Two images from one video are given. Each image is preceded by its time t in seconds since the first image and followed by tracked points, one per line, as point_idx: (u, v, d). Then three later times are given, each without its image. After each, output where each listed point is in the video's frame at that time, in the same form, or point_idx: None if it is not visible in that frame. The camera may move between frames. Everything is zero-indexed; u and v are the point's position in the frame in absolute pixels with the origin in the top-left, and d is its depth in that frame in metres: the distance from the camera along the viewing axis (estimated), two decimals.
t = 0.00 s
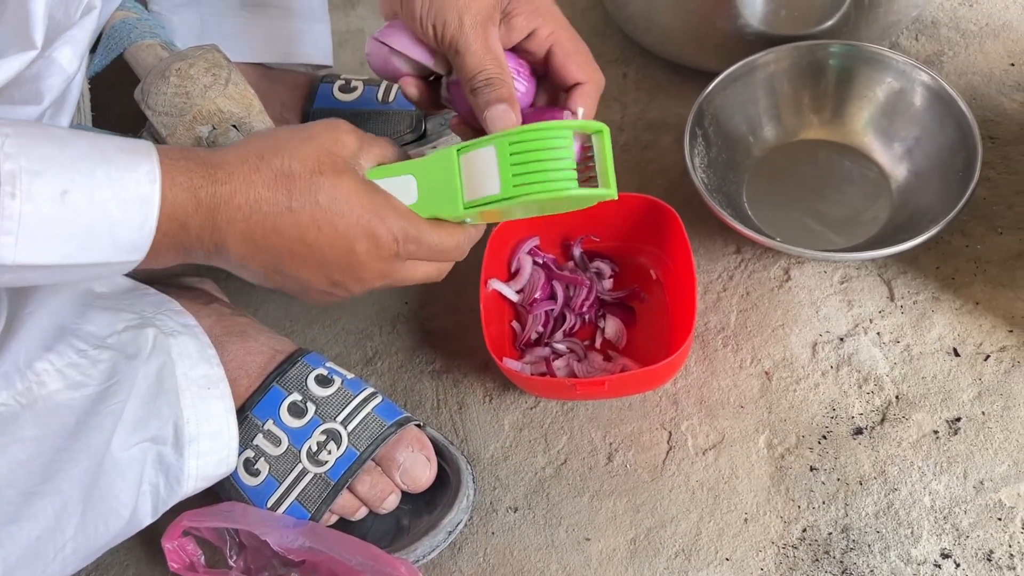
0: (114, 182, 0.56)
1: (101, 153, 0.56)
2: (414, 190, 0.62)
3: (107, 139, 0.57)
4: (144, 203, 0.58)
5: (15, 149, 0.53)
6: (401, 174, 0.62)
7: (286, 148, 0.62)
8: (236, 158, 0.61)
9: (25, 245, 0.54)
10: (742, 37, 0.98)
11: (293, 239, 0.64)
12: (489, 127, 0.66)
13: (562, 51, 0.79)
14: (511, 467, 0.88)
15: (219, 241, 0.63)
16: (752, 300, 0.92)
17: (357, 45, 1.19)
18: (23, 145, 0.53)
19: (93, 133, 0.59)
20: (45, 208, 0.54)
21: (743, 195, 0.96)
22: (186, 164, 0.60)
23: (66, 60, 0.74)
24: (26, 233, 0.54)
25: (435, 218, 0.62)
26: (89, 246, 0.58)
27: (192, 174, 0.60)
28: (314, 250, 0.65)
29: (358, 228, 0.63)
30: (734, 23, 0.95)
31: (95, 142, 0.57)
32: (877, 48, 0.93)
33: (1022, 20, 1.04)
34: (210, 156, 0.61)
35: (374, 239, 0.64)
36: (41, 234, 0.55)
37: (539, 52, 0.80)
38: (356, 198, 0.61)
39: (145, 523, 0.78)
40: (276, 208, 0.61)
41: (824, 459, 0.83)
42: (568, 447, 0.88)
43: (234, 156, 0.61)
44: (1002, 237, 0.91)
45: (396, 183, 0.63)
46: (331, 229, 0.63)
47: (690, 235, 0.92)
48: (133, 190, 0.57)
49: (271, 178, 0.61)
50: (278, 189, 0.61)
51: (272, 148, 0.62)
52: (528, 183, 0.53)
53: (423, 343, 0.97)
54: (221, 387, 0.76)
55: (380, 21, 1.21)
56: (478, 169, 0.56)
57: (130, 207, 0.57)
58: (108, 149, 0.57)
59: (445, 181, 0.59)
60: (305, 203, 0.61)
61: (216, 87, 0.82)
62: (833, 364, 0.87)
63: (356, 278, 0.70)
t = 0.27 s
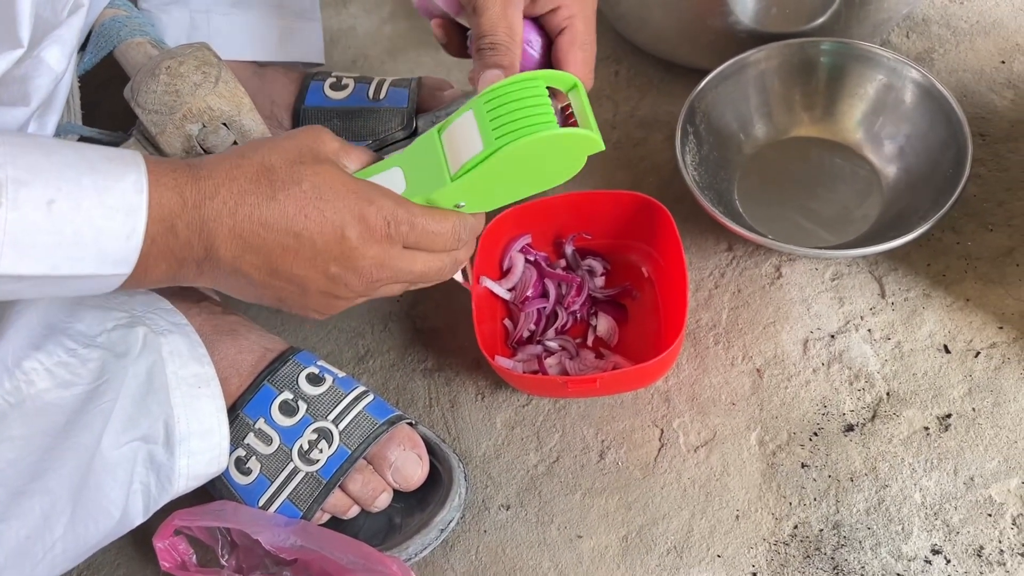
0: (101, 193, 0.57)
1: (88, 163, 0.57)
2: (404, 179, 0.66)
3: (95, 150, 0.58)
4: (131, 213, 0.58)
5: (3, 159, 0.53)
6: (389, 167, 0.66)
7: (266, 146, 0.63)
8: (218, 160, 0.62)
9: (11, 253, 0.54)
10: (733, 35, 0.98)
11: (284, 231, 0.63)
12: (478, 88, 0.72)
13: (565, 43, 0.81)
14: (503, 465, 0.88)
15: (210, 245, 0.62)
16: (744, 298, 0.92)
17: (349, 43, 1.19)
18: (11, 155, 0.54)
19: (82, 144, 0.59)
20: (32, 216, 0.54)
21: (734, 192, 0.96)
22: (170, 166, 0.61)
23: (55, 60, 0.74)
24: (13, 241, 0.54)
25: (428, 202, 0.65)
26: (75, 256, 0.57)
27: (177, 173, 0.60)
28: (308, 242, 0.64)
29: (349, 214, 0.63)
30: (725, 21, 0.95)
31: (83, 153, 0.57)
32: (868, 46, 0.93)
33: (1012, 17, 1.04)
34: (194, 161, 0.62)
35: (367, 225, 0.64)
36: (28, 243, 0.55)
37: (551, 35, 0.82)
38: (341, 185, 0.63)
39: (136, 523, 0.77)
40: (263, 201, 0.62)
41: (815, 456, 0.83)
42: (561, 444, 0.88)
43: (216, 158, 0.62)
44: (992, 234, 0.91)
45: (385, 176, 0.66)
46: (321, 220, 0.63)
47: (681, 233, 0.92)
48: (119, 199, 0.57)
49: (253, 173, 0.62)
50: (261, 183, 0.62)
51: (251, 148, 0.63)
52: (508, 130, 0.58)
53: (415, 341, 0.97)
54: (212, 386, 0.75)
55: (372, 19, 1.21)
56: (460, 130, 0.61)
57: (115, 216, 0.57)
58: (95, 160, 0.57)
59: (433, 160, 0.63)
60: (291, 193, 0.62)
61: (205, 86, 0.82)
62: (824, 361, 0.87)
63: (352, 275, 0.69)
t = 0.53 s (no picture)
0: (99, 201, 0.57)
1: (87, 170, 0.57)
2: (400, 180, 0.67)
3: (94, 156, 0.58)
4: (130, 222, 0.59)
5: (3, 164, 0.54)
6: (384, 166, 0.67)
7: (270, 151, 0.64)
8: (221, 164, 0.63)
9: (8, 261, 0.55)
10: (726, 31, 0.98)
11: (291, 240, 0.65)
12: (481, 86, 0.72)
13: (570, 45, 0.79)
14: (496, 460, 0.88)
15: (216, 253, 0.64)
16: (737, 293, 0.92)
17: (342, 38, 1.18)
18: (11, 161, 0.54)
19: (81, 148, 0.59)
20: (30, 224, 0.55)
21: (727, 188, 0.96)
22: (172, 174, 0.61)
23: (50, 56, 0.74)
24: (11, 249, 0.55)
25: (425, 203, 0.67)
26: (74, 263, 0.58)
27: (181, 182, 0.61)
28: (315, 248, 0.67)
29: (355, 221, 0.65)
30: (718, 16, 0.95)
31: (82, 159, 0.57)
32: (860, 41, 0.93)
33: (1004, 13, 1.05)
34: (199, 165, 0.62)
35: (372, 232, 0.66)
36: (26, 250, 0.56)
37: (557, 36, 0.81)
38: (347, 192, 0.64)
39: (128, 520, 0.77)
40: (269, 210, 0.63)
41: (807, 451, 0.83)
42: (554, 440, 0.88)
43: (219, 164, 0.63)
44: (984, 229, 0.91)
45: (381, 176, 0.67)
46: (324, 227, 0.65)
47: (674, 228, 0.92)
48: (118, 206, 0.58)
49: (259, 181, 0.63)
50: (266, 191, 0.63)
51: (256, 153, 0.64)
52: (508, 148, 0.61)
53: (409, 337, 0.97)
54: (205, 382, 0.76)
55: (365, 14, 1.20)
56: (458, 140, 0.63)
57: (115, 223, 0.58)
58: (94, 166, 0.57)
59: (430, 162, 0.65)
60: (300, 199, 0.63)
61: (198, 81, 0.82)
62: (816, 356, 0.88)
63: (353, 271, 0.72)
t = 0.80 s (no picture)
0: (96, 186, 0.57)
1: (86, 155, 0.57)
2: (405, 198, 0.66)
3: (93, 141, 0.58)
4: (127, 208, 0.58)
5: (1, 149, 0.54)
6: (392, 179, 0.66)
7: (280, 151, 0.64)
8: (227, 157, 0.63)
9: (5, 246, 0.56)
10: (716, 25, 0.98)
11: (286, 242, 0.65)
12: (511, 135, 0.70)
13: (593, 96, 0.82)
14: (487, 455, 0.88)
15: (209, 246, 0.64)
16: (727, 287, 0.92)
17: (331, 32, 1.18)
18: (9, 146, 0.54)
19: (81, 133, 0.59)
20: (26, 209, 0.55)
21: (717, 182, 0.96)
22: (173, 163, 0.61)
23: (43, 51, 0.73)
24: (8, 234, 0.55)
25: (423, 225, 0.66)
26: (71, 247, 0.58)
27: (183, 171, 0.60)
28: (308, 255, 0.67)
29: (353, 234, 0.65)
30: (708, 11, 0.95)
31: (81, 144, 0.57)
32: (851, 36, 0.93)
33: (992, 7, 1.05)
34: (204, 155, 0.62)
35: (369, 246, 0.66)
36: (22, 235, 0.56)
37: (577, 88, 0.83)
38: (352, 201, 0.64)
39: (117, 516, 0.77)
40: (270, 211, 0.63)
41: (797, 444, 0.84)
42: (545, 434, 0.88)
43: (225, 157, 0.62)
44: (972, 223, 0.91)
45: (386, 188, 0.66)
46: (322, 233, 0.65)
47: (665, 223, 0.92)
48: (116, 193, 0.58)
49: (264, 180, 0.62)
50: (269, 191, 0.62)
51: (265, 151, 0.64)
52: (533, 205, 0.61)
53: (399, 332, 0.97)
54: (195, 377, 0.75)
55: (354, 8, 1.20)
56: (480, 184, 0.62)
57: (112, 210, 0.58)
58: (92, 151, 0.57)
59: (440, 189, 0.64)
60: (302, 204, 0.63)
61: (185, 75, 0.81)
62: (806, 350, 0.88)
63: (342, 281, 0.72)
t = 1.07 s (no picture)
0: (68, 176, 0.59)
1: (60, 146, 0.59)
2: (393, 207, 0.68)
3: (70, 131, 0.61)
4: (98, 199, 0.61)
5: None
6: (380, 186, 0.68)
7: (272, 157, 0.66)
8: (215, 157, 0.65)
9: None
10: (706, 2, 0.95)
11: (264, 245, 0.69)
12: (513, 159, 0.72)
13: (585, 100, 0.80)
14: (472, 442, 0.86)
15: (186, 239, 0.67)
16: (717, 270, 0.90)
17: (313, 12, 1.15)
18: None
19: (62, 122, 0.62)
20: None
21: (707, 163, 0.94)
22: (156, 159, 0.64)
23: (12, 27, 0.70)
24: None
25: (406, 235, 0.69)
26: (43, 236, 0.61)
27: (166, 171, 0.64)
28: (284, 258, 0.70)
29: (332, 245, 0.69)
30: None
31: (56, 133, 0.60)
32: (843, 13, 0.92)
33: None
34: (191, 153, 0.65)
35: (345, 256, 0.70)
36: None
37: (567, 95, 0.81)
38: (335, 216, 0.67)
39: (91, 504, 0.75)
40: (251, 215, 0.66)
41: (789, 429, 0.82)
42: (531, 420, 0.86)
43: (215, 157, 0.65)
44: (966, 203, 0.90)
45: (371, 195, 0.68)
46: (302, 241, 0.68)
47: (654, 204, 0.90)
48: (87, 183, 0.60)
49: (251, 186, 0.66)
50: (255, 198, 0.66)
51: (256, 155, 0.66)
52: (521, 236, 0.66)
53: (382, 317, 0.94)
54: (169, 363, 0.72)
55: None
56: (473, 210, 0.65)
57: (84, 201, 0.60)
58: (66, 141, 0.60)
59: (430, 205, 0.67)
60: (286, 212, 0.66)
61: (158, 48, 0.80)
62: (798, 333, 0.86)
63: (320, 289, 0.75)
